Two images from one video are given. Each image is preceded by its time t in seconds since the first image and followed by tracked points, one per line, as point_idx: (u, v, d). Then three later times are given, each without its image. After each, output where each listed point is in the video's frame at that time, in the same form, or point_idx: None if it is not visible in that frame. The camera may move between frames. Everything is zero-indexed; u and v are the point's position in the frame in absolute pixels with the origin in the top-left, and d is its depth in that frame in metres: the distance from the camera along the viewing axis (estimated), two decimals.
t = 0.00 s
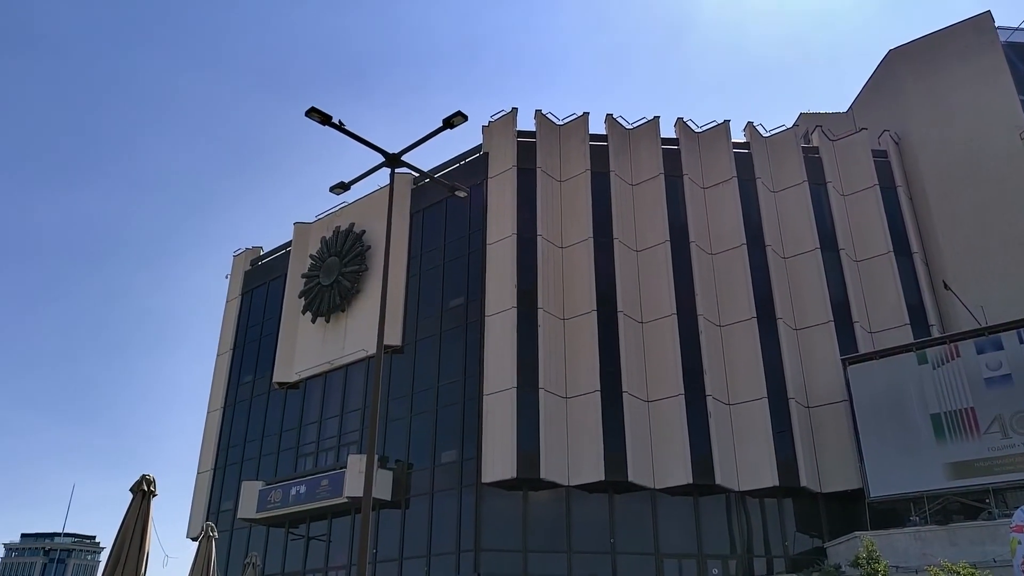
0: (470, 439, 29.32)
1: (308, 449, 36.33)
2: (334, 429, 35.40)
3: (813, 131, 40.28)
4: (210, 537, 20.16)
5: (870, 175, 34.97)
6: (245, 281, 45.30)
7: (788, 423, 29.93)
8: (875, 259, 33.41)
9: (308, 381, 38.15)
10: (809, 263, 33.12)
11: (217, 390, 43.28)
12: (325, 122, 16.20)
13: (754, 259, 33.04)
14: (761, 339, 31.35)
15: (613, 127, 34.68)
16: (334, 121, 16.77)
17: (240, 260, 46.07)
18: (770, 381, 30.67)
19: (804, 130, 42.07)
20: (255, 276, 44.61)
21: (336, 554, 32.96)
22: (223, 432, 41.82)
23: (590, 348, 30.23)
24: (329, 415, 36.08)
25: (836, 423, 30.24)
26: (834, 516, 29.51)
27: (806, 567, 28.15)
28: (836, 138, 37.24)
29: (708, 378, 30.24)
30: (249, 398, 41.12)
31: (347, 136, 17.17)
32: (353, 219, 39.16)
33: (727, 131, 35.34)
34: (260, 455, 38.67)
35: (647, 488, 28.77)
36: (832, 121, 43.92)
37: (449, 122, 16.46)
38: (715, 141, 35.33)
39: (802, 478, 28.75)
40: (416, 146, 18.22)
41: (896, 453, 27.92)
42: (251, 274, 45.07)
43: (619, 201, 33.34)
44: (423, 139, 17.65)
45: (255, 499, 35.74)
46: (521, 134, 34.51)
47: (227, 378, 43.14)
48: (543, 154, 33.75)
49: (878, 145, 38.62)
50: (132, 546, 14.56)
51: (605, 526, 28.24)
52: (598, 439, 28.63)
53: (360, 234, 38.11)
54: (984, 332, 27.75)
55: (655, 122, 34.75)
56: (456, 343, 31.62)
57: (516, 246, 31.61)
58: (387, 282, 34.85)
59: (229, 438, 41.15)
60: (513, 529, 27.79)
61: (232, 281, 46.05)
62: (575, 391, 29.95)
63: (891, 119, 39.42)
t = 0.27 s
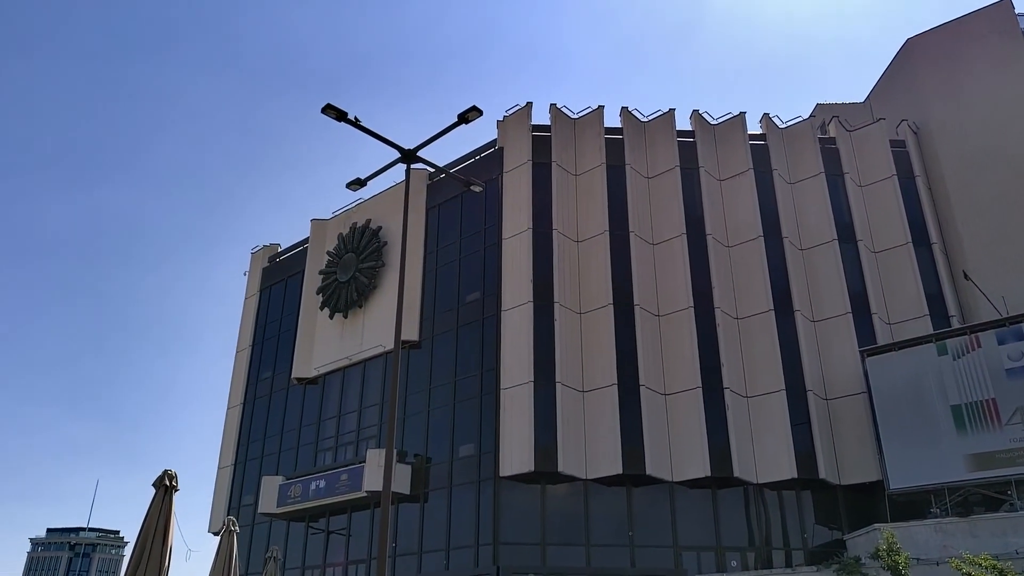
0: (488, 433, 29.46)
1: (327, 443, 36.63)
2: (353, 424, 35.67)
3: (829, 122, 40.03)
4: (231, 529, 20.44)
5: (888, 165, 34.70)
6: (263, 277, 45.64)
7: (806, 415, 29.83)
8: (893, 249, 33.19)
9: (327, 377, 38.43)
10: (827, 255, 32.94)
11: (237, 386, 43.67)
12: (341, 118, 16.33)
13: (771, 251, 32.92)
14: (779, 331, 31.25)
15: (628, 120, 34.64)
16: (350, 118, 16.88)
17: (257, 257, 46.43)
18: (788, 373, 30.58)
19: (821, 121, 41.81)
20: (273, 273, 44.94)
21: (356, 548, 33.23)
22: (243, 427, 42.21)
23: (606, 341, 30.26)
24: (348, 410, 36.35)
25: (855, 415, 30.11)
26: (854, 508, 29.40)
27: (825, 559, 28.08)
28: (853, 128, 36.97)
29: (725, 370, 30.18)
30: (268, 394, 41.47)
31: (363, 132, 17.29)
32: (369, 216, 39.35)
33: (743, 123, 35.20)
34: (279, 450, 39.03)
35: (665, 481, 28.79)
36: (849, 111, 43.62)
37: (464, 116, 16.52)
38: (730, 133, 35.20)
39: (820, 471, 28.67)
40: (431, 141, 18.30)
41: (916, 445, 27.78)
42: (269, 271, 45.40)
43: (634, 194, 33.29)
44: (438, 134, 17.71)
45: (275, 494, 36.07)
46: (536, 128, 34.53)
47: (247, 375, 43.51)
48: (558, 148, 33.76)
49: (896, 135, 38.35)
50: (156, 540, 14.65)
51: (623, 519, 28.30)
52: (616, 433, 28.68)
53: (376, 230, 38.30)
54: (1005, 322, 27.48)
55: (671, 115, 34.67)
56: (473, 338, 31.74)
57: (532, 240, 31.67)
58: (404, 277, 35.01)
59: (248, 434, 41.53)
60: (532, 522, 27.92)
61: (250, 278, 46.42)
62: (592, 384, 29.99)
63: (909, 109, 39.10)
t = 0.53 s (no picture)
0: (504, 426, 29.52)
1: (345, 437, 36.84)
2: (370, 418, 35.85)
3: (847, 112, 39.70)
4: (250, 525, 20.71)
5: (907, 155, 34.38)
6: (280, 273, 45.89)
7: (825, 407, 29.67)
8: (912, 239, 32.90)
9: (344, 371, 38.62)
10: (845, 246, 32.71)
11: (255, 381, 43.97)
12: (356, 113, 16.36)
13: (788, 242, 32.72)
14: (797, 323, 31.08)
15: (643, 112, 34.50)
16: (365, 112, 16.89)
17: (274, 253, 46.68)
18: (806, 365, 30.42)
19: (838, 111, 41.48)
20: (289, 269, 45.17)
21: (374, 541, 33.43)
22: (261, 422, 42.50)
23: (623, 334, 30.21)
24: (365, 404, 36.53)
25: (874, 407, 29.92)
26: (873, 500, 29.23)
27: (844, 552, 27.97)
28: (871, 118, 36.63)
29: (743, 363, 30.06)
30: (285, 389, 41.74)
31: (377, 127, 17.31)
32: (384, 210, 39.46)
33: (759, 114, 34.98)
34: (297, 444, 39.29)
35: (682, 474, 28.74)
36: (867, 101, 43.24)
37: (478, 110, 16.45)
38: (746, 123, 34.98)
39: (839, 463, 28.53)
40: (445, 135, 18.24)
41: (936, 437, 27.55)
42: (286, 266, 45.64)
43: (650, 187, 33.18)
44: (453, 128, 17.62)
45: (293, 488, 36.33)
46: (551, 121, 34.46)
47: (264, 370, 43.80)
48: (573, 141, 33.69)
49: (915, 125, 38.00)
50: (176, 533, 14.77)
51: (641, 512, 28.30)
52: (633, 425, 28.64)
53: (392, 225, 38.40)
54: None
55: (686, 106, 34.50)
56: (489, 332, 31.79)
57: (547, 234, 31.64)
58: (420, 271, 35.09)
59: (267, 429, 41.83)
60: (549, 515, 27.97)
61: (267, 273, 46.69)
62: (609, 377, 29.96)
63: (929, 98, 38.69)
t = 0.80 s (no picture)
0: (520, 418, 29.64)
1: (361, 430, 37.08)
2: (386, 411, 36.08)
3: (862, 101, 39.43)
4: (268, 517, 20.51)
5: (923, 145, 34.15)
6: (295, 267, 46.16)
7: (841, 398, 29.60)
8: (929, 229, 32.71)
9: (359, 365, 38.83)
10: (860, 236, 32.56)
11: (271, 374, 44.30)
12: (369, 106, 16.24)
13: (803, 233, 32.59)
14: (812, 314, 30.99)
15: (657, 103, 34.42)
16: (377, 106, 16.84)
17: (289, 247, 46.92)
18: (822, 356, 30.34)
19: (854, 100, 41.21)
20: (305, 263, 45.40)
21: (391, 533, 33.67)
22: (278, 415, 42.83)
23: (637, 327, 30.22)
24: (381, 397, 36.76)
25: (891, 398, 29.82)
26: (889, 491, 29.16)
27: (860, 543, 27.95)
28: (887, 107, 36.37)
29: (758, 354, 30.01)
30: (302, 382, 42.04)
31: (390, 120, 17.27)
32: (399, 204, 39.60)
33: (773, 104, 34.82)
34: (314, 437, 39.59)
35: (698, 466, 28.76)
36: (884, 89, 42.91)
37: (492, 102, 16.15)
38: (761, 114, 34.83)
39: (855, 454, 28.46)
40: (459, 127, 17.96)
41: (953, 428, 27.44)
42: (301, 260, 45.90)
43: (664, 178, 33.13)
44: (467, 121, 17.23)
45: (310, 481, 36.62)
46: (564, 113, 34.44)
47: (280, 363, 44.11)
48: (587, 133, 33.67)
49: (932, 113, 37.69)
50: (196, 527, 14.45)
51: (656, 504, 28.36)
52: (648, 417, 28.68)
53: (406, 219, 38.53)
54: None
55: (700, 97, 34.39)
56: (504, 325, 31.89)
57: (561, 226, 31.67)
58: (434, 265, 35.22)
59: (283, 422, 42.15)
60: (564, 507, 28.08)
61: (282, 267, 46.94)
62: (623, 369, 30.01)
63: (946, 86, 38.36)
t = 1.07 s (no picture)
0: (531, 410, 29.77)
1: (373, 422, 37.31)
2: (398, 402, 36.29)
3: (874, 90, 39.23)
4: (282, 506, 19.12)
5: (935, 134, 33.96)
6: (307, 260, 46.39)
7: (852, 388, 29.57)
8: (941, 219, 32.56)
9: (371, 357, 39.03)
10: (872, 226, 32.45)
11: (284, 366, 44.59)
12: (379, 98, 15.66)
13: (815, 224, 32.51)
14: (824, 304, 30.94)
15: (668, 94, 34.36)
16: (388, 98, 16.24)
17: (300, 240, 47.12)
18: (833, 347, 30.31)
19: (866, 90, 41.01)
20: (316, 256, 45.61)
21: (403, 524, 33.91)
22: (291, 408, 43.12)
23: (648, 318, 30.27)
24: (393, 389, 36.97)
25: (903, 388, 29.77)
26: (901, 481, 29.13)
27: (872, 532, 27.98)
28: (899, 96, 36.15)
29: (770, 345, 30.00)
30: (314, 375, 42.30)
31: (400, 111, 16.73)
32: (409, 196, 39.71)
33: (785, 94, 34.70)
34: (327, 429, 39.84)
35: (709, 457, 28.83)
36: (896, 78, 42.67)
37: (502, 94, 15.67)
38: (772, 104, 34.72)
39: (867, 444, 28.45)
40: (470, 119, 17.50)
41: (965, 418, 27.36)
42: (313, 253, 46.12)
43: (675, 169, 33.08)
44: (478, 111, 16.80)
45: (323, 472, 36.89)
46: (575, 105, 34.42)
47: (293, 356, 44.37)
48: (597, 124, 33.66)
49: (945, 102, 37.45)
50: (209, 520, 13.35)
51: (667, 494, 28.45)
52: (659, 408, 28.75)
53: (417, 211, 38.65)
54: None
55: (711, 87, 34.30)
56: (515, 316, 32.00)
57: (572, 218, 31.69)
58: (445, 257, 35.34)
59: (296, 414, 42.44)
60: (576, 498, 28.21)
61: (294, 260, 47.17)
62: (634, 360, 30.06)
63: (960, 74, 38.07)
